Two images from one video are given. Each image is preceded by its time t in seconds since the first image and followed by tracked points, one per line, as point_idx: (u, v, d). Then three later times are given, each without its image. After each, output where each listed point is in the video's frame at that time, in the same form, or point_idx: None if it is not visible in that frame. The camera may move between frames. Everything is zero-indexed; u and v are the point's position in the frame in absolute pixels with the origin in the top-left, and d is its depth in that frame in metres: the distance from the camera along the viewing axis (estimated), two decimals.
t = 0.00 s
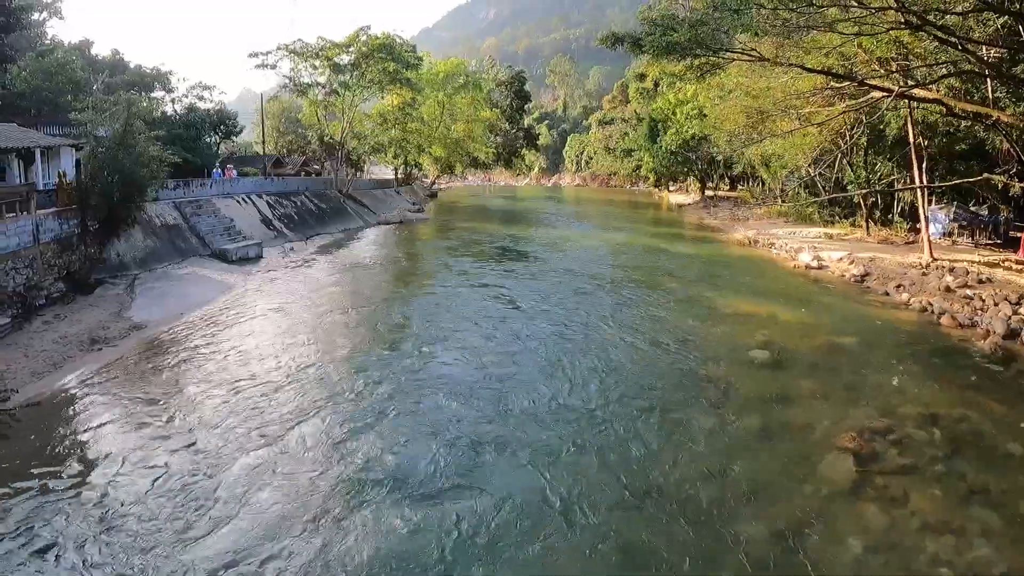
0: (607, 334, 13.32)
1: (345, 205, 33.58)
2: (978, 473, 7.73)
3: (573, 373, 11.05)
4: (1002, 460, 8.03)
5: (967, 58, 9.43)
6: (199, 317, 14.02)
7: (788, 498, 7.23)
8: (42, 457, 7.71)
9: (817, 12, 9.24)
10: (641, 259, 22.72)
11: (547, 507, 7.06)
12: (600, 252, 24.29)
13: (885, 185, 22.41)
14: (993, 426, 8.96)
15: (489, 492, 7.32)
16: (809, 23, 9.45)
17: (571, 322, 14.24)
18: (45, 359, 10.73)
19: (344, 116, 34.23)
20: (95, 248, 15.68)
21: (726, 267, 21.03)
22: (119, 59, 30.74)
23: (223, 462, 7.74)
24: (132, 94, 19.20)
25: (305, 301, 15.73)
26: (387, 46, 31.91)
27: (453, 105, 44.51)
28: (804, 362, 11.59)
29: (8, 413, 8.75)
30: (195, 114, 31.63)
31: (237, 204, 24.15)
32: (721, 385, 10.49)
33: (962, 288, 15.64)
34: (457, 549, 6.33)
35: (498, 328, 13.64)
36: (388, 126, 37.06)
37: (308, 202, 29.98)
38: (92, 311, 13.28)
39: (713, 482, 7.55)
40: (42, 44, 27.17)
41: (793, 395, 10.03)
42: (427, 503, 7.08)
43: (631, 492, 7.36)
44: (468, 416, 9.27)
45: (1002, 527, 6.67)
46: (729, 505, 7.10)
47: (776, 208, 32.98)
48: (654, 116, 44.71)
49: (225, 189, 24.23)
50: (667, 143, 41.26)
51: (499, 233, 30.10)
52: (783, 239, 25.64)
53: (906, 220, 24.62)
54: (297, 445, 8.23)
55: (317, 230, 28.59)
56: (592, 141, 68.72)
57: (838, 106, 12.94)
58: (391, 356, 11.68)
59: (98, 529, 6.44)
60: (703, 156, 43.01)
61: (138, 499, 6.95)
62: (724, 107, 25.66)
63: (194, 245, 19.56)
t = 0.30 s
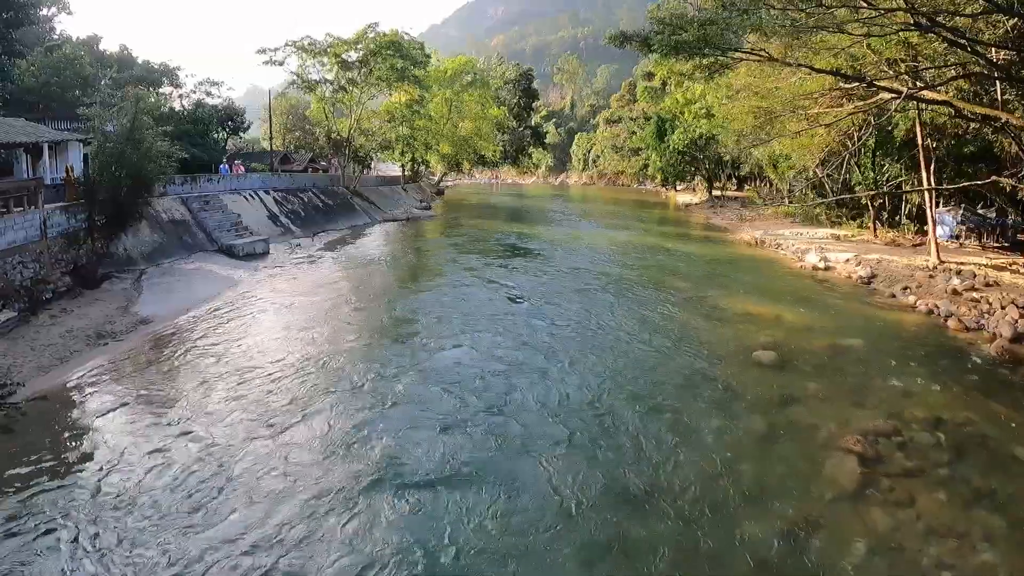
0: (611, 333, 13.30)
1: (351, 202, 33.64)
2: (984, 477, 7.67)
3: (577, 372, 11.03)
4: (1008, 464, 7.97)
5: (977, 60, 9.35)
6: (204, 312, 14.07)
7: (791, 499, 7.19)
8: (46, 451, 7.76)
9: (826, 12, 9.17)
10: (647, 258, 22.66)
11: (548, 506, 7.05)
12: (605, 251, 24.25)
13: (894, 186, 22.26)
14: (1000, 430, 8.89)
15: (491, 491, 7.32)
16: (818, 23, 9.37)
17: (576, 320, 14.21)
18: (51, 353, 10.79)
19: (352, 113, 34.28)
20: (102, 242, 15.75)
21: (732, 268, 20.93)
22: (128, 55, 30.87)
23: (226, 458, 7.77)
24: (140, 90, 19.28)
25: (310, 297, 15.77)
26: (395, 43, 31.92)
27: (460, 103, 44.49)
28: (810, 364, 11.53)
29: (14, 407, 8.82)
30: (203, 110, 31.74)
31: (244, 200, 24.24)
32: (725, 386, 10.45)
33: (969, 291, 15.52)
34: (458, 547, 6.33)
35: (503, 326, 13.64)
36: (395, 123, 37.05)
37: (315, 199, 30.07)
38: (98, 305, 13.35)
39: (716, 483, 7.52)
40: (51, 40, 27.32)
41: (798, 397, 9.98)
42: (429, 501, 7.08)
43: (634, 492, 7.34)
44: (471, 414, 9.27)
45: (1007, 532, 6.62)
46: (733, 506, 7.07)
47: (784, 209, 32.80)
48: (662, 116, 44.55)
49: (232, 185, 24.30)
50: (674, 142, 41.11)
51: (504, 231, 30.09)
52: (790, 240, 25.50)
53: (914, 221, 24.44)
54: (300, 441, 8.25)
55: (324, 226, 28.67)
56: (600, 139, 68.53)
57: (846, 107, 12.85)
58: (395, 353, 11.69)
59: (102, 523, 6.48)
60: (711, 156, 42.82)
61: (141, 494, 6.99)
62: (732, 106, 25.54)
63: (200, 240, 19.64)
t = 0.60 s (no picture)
0: (612, 336, 13.28)
1: (355, 200, 33.69)
2: (985, 484, 7.64)
3: (578, 374, 11.02)
4: (1009, 472, 7.94)
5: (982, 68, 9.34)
6: (206, 309, 14.09)
7: (791, 505, 7.17)
8: (47, 445, 7.78)
9: (832, 18, 9.16)
10: (649, 261, 22.67)
11: (548, 508, 7.04)
12: (607, 253, 24.25)
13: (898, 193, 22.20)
14: (1001, 438, 8.86)
15: (491, 492, 7.29)
16: (824, 29, 9.37)
17: (577, 322, 14.21)
18: (53, 347, 10.83)
19: (357, 112, 34.34)
20: (106, 237, 15.78)
21: (734, 272, 20.89)
22: (134, 51, 30.99)
23: (227, 455, 7.78)
24: (146, 86, 19.34)
25: (312, 295, 15.77)
26: (401, 43, 31.96)
27: (465, 103, 44.49)
28: (811, 369, 11.50)
29: (15, 401, 8.85)
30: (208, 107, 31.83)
31: (248, 198, 24.30)
32: (726, 390, 10.44)
33: (971, 299, 15.48)
34: (458, 548, 6.32)
35: (504, 327, 13.63)
36: (400, 123, 36.77)
37: (319, 197, 30.13)
38: (101, 301, 13.39)
39: (715, 488, 7.51)
40: (58, 35, 27.44)
41: (799, 402, 9.95)
42: (428, 500, 7.08)
43: (633, 495, 7.33)
44: (471, 414, 9.26)
45: (1008, 540, 6.60)
46: (731, 511, 7.05)
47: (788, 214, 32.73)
48: (667, 119, 44.49)
49: (236, 183, 24.35)
50: (679, 146, 41.06)
51: (506, 232, 30.08)
52: (793, 245, 25.45)
53: (917, 228, 24.38)
54: (299, 440, 8.23)
55: (327, 224, 28.72)
56: (604, 142, 68.49)
57: (851, 112, 12.84)
58: (396, 353, 11.69)
59: (100, 518, 6.49)
60: (715, 160, 42.77)
61: (141, 489, 7.00)
62: (737, 111, 25.49)
63: (204, 237, 19.69)
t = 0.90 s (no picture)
0: (612, 335, 13.28)
1: (355, 197, 33.66)
2: (983, 487, 7.66)
3: (577, 373, 11.02)
4: (1007, 475, 7.96)
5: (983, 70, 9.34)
6: (206, 304, 14.07)
7: (790, 505, 7.18)
8: (46, 440, 7.79)
9: (834, 19, 9.15)
10: (649, 260, 22.68)
11: (547, 506, 7.04)
12: (607, 252, 24.26)
13: (898, 194, 22.20)
14: (1000, 441, 8.86)
15: (490, 490, 7.30)
16: (827, 30, 9.35)
17: (576, 321, 14.22)
18: (53, 342, 10.83)
19: (358, 108, 34.30)
20: (105, 232, 15.77)
21: (734, 272, 20.90)
22: (135, 45, 30.94)
23: (226, 451, 7.78)
24: (147, 81, 19.29)
25: (312, 291, 15.77)
26: (402, 40, 31.91)
27: (466, 100, 44.43)
28: (810, 370, 11.52)
29: (14, 395, 8.86)
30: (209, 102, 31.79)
31: (248, 193, 24.28)
32: (725, 390, 10.45)
33: (970, 301, 15.49)
34: (457, 546, 6.33)
35: (504, 324, 13.64)
36: (401, 119, 36.70)
37: (319, 193, 30.11)
38: (100, 295, 13.39)
39: (714, 488, 7.51)
40: (59, 29, 27.40)
41: (798, 403, 9.97)
42: (427, 497, 7.09)
43: (631, 494, 7.34)
44: (471, 412, 9.26)
45: (1006, 543, 6.61)
46: (731, 510, 7.06)
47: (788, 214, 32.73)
48: (668, 118, 44.44)
49: (236, 178, 24.31)
50: (680, 145, 41.04)
51: (507, 229, 30.09)
52: (793, 245, 25.45)
53: (918, 230, 24.38)
54: (299, 436, 8.24)
55: (327, 221, 28.69)
56: (605, 140, 68.45)
57: (853, 113, 12.83)
58: (396, 350, 11.69)
59: (99, 512, 6.51)
60: (716, 160, 42.75)
61: (140, 484, 7.01)
62: (739, 110, 25.47)
63: (204, 232, 19.67)
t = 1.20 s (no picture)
0: (611, 333, 13.28)
1: (354, 195, 33.62)
2: (982, 485, 7.68)
3: (576, 371, 11.03)
4: (1005, 473, 7.98)
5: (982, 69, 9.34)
6: (204, 303, 14.06)
7: (789, 503, 7.21)
8: (46, 438, 7.79)
9: (834, 18, 9.15)
10: (647, 258, 22.70)
11: (547, 505, 7.06)
12: (605, 250, 24.25)
13: (897, 192, 22.24)
14: (999, 439, 8.88)
15: (491, 488, 7.32)
16: (826, 28, 9.35)
17: (575, 319, 14.23)
18: (51, 340, 10.82)
19: (357, 106, 34.27)
20: (104, 230, 15.74)
21: (732, 270, 20.93)
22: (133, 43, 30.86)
23: (226, 449, 7.78)
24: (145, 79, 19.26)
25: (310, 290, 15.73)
26: (401, 38, 31.87)
27: (465, 98, 44.39)
28: (809, 368, 11.54)
29: (13, 393, 8.85)
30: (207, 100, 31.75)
31: (247, 192, 24.24)
32: (724, 388, 10.47)
33: (969, 299, 15.51)
34: (458, 544, 6.34)
35: (503, 323, 13.65)
36: (399, 118, 36.42)
37: (317, 191, 30.06)
38: (99, 294, 13.36)
39: (713, 486, 7.53)
40: (56, 27, 27.32)
41: (797, 401, 9.98)
42: (427, 496, 7.10)
43: (631, 492, 7.34)
44: (469, 411, 9.27)
45: (1004, 541, 6.63)
46: (730, 509, 7.08)
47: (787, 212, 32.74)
48: (667, 116, 44.40)
49: (235, 177, 24.28)
50: (679, 143, 41.03)
51: (506, 228, 30.06)
52: (791, 243, 25.47)
53: (916, 228, 24.41)
54: (298, 434, 8.23)
55: (326, 219, 28.66)
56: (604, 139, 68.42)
57: (851, 112, 12.84)
58: (394, 348, 11.70)
59: (97, 510, 6.51)
60: (715, 158, 42.76)
61: (140, 483, 7.01)
62: (738, 109, 25.44)
63: (202, 231, 19.64)
